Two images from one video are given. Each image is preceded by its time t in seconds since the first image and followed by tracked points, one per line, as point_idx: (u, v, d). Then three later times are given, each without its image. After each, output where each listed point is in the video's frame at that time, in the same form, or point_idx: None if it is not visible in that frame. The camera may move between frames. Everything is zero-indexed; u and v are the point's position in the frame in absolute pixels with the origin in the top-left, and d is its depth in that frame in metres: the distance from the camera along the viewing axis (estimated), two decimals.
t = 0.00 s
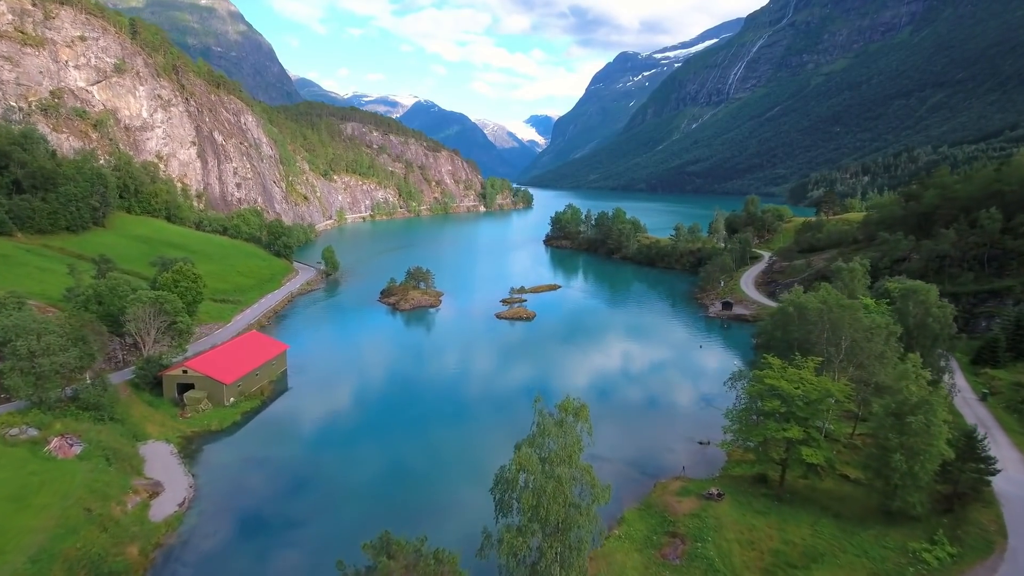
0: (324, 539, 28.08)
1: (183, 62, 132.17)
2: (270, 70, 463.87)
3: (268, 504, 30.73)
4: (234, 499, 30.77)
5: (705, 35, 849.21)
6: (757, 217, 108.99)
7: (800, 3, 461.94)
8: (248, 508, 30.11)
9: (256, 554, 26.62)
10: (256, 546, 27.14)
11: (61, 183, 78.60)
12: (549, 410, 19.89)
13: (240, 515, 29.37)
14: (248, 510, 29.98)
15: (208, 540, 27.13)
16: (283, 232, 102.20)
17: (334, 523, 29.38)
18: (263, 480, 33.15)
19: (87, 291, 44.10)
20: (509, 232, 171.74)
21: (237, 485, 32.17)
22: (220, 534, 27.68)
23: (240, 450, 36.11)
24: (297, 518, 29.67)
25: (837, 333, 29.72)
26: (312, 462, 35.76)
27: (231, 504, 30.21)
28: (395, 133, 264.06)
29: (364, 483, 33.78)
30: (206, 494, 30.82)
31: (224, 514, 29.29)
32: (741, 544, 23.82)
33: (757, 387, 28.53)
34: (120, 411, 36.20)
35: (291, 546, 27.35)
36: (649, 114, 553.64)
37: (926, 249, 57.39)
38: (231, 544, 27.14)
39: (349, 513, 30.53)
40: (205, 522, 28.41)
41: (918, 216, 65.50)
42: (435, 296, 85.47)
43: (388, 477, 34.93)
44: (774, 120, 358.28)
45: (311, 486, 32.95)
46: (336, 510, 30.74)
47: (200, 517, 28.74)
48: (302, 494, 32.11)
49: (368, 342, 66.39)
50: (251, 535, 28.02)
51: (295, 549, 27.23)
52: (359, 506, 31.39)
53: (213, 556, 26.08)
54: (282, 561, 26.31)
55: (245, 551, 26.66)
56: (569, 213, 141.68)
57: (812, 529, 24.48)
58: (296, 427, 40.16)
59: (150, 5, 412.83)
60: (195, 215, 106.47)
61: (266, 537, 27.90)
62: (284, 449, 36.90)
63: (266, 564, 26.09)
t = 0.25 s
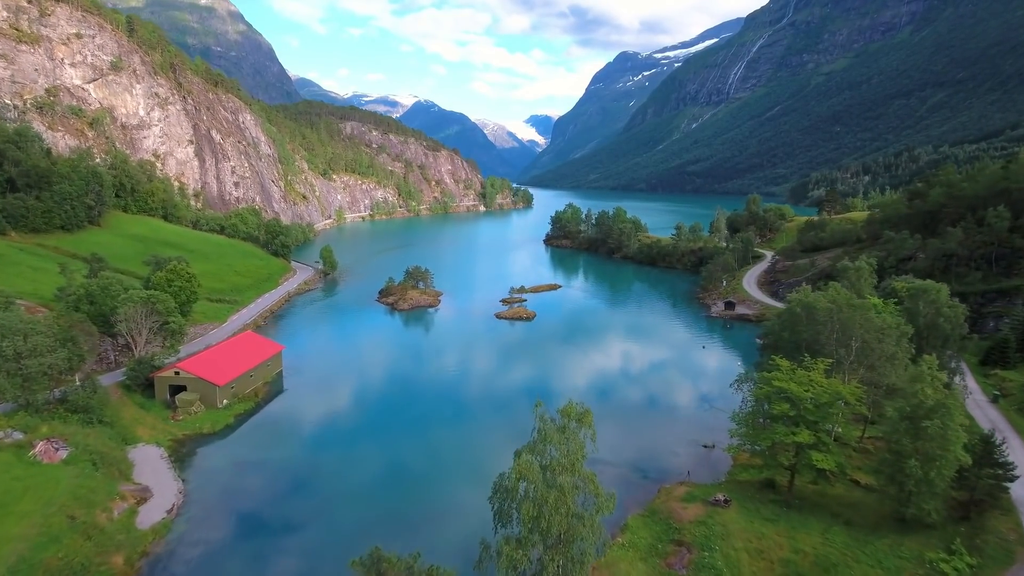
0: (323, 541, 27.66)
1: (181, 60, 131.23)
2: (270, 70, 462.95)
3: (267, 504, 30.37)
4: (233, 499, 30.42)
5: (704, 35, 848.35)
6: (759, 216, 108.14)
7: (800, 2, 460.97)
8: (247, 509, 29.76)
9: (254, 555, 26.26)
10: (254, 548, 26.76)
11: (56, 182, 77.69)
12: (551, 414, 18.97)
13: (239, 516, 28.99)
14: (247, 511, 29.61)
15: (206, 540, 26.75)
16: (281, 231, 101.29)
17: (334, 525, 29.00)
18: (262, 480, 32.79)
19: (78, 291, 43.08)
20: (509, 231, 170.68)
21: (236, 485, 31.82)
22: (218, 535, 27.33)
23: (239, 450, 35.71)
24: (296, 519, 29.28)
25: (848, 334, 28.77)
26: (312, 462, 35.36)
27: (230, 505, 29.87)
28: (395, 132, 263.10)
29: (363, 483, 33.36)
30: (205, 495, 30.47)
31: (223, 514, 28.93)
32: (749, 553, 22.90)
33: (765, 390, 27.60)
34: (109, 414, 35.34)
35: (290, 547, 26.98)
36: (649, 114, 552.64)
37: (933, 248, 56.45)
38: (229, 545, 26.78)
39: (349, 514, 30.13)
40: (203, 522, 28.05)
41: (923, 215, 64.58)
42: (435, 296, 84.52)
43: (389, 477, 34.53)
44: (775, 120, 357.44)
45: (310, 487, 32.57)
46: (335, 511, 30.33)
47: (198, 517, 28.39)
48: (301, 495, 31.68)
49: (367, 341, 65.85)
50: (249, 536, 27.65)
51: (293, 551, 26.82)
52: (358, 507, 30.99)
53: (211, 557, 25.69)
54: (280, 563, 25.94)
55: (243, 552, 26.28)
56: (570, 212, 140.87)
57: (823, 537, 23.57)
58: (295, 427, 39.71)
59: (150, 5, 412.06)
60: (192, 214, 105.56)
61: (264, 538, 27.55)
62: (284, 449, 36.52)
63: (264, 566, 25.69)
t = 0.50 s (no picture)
0: (323, 543, 27.55)
1: (179, 58, 130.33)
2: (270, 70, 462.12)
3: (267, 506, 30.32)
4: (233, 501, 30.35)
5: (704, 35, 847.60)
6: (761, 216, 107.36)
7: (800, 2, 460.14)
8: (247, 511, 29.63)
9: (254, 559, 26.11)
10: (254, 550, 26.63)
11: (51, 180, 76.84)
12: (552, 420, 18.18)
13: (239, 518, 28.85)
14: (246, 513, 29.50)
15: (206, 543, 26.64)
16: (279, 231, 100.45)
17: (334, 527, 28.89)
18: (263, 481, 32.66)
19: (70, 291, 42.18)
20: (509, 231, 169.93)
21: (236, 487, 31.70)
22: (218, 537, 27.24)
23: (239, 450, 35.59)
24: (296, 521, 29.14)
25: (857, 335, 27.96)
26: (313, 462, 35.20)
27: (230, 506, 29.76)
28: (395, 132, 262.22)
29: (364, 484, 33.21)
30: (205, 496, 30.35)
31: (223, 516, 28.81)
32: (758, 562, 22.12)
33: (772, 393, 26.78)
34: (100, 416, 34.31)
35: (290, 550, 26.87)
36: (649, 114, 551.84)
37: (939, 247, 55.59)
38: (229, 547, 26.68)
39: (349, 516, 30.00)
40: (203, 524, 27.92)
41: (928, 214, 63.77)
42: (434, 296, 83.69)
43: (389, 478, 34.36)
44: (775, 120, 356.70)
45: (311, 488, 32.43)
46: (335, 512, 30.21)
47: (198, 519, 28.27)
48: (300, 497, 31.50)
49: (368, 340, 65.53)
50: (249, 538, 27.53)
51: (294, 553, 26.68)
52: (359, 509, 30.85)
53: (211, 560, 25.59)
54: (280, 566, 25.81)
55: (242, 555, 26.15)
56: (570, 212, 140.14)
57: (834, 545, 22.79)
58: (295, 428, 39.50)
59: (149, 5, 411.38)
60: (189, 213, 104.72)
61: (265, 540, 27.44)
62: (284, 450, 36.32)
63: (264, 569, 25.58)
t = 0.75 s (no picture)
0: (324, 544, 27.30)
1: (176, 56, 129.39)
2: (270, 70, 461.24)
3: (267, 507, 30.04)
4: (232, 503, 30.08)
5: (704, 35, 846.51)
6: (763, 215, 106.50)
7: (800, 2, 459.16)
8: (246, 512, 29.34)
9: (253, 561, 25.83)
10: (253, 552, 26.34)
11: (46, 179, 75.94)
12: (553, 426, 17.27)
13: (238, 520, 28.58)
14: (245, 514, 29.19)
15: (204, 545, 26.32)
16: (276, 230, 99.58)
17: (333, 528, 28.59)
18: (262, 482, 32.37)
19: (61, 291, 41.23)
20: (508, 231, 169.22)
21: (236, 488, 31.41)
22: (217, 539, 26.94)
23: (238, 450, 35.28)
24: (295, 522, 28.84)
25: (869, 336, 27.09)
26: (312, 463, 34.89)
27: (229, 508, 29.48)
28: (394, 131, 261.26)
29: (364, 485, 32.92)
30: (204, 498, 30.04)
31: (222, 518, 28.51)
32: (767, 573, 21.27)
33: (781, 397, 25.87)
34: (89, 419, 33.31)
35: (290, 551, 26.57)
36: (649, 114, 550.80)
37: (946, 246, 54.66)
38: (229, 549, 26.39)
39: (350, 517, 29.74)
40: (202, 526, 27.62)
41: (934, 212, 62.85)
42: (432, 296, 82.72)
43: (389, 478, 34.05)
44: (775, 119, 355.72)
45: (310, 489, 32.10)
46: (335, 513, 29.95)
47: (197, 521, 27.98)
48: (300, 497, 31.22)
49: (367, 339, 64.98)
50: (248, 540, 27.23)
51: (293, 554, 26.45)
52: (358, 510, 30.57)
53: (211, 563, 25.31)
54: (279, 567, 25.53)
55: (241, 557, 25.87)
56: (570, 211, 139.33)
57: (846, 555, 21.92)
58: (295, 428, 39.13)
59: (149, 4, 410.59)
60: (186, 212, 103.77)
61: (264, 542, 27.15)
62: (283, 450, 36.01)
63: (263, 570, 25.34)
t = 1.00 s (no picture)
0: (324, 545, 27.09)
1: (174, 55, 128.47)
2: (270, 69, 460.24)
3: (266, 507, 29.83)
4: (232, 503, 29.86)
5: (704, 35, 845.53)
6: (765, 214, 105.65)
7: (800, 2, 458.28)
8: (245, 513, 29.10)
9: (252, 561, 25.61)
10: (252, 552, 26.11)
11: (40, 178, 75.08)
12: (554, 437, 16.48)
13: (237, 521, 28.35)
14: (244, 515, 28.95)
15: (203, 547, 26.09)
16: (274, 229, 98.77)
17: (333, 528, 28.36)
18: (261, 483, 32.08)
19: (52, 292, 40.45)
20: (508, 231, 168.59)
21: (235, 489, 31.18)
22: (216, 540, 26.71)
23: (237, 450, 35.01)
24: (295, 523, 28.60)
25: (880, 337, 26.31)
26: (312, 463, 34.66)
27: (228, 509, 29.25)
28: (394, 131, 260.31)
29: (364, 485, 32.65)
30: (203, 499, 29.79)
31: (220, 519, 28.28)
32: None
33: (788, 400, 25.16)
34: (78, 423, 32.38)
35: (289, 552, 26.33)
36: (649, 114, 549.79)
37: (952, 245, 53.81)
38: (228, 550, 26.18)
39: (349, 517, 29.53)
40: (201, 528, 27.39)
41: (940, 212, 61.96)
42: (431, 296, 81.70)
43: (389, 478, 33.82)
44: (775, 119, 354.98)
45: (309, 489, 31.85)
46: (334, 513, 29.67)
47: (196, 522, 27.74)
48: (300, 497, 30.98)
49: (367, 339, 64.56)
50: (247, 540, 27.01)
51: (293, 555, 26.20)
52: (358, 511, 30.32)
53: (210, 564, 25.10)
54: (279, 568, 25.29)
55: (240, 558, 25.65)
56: (570, 211, 138.56)
57: (858, 566, 21.13)
58: (295, 428, 38.86)
59: (149, 4, 409.63)
60: (184, 212, 102.90)
61: (263, 542, 26.95)
62: (282, 451, 35.77)
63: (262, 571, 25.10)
